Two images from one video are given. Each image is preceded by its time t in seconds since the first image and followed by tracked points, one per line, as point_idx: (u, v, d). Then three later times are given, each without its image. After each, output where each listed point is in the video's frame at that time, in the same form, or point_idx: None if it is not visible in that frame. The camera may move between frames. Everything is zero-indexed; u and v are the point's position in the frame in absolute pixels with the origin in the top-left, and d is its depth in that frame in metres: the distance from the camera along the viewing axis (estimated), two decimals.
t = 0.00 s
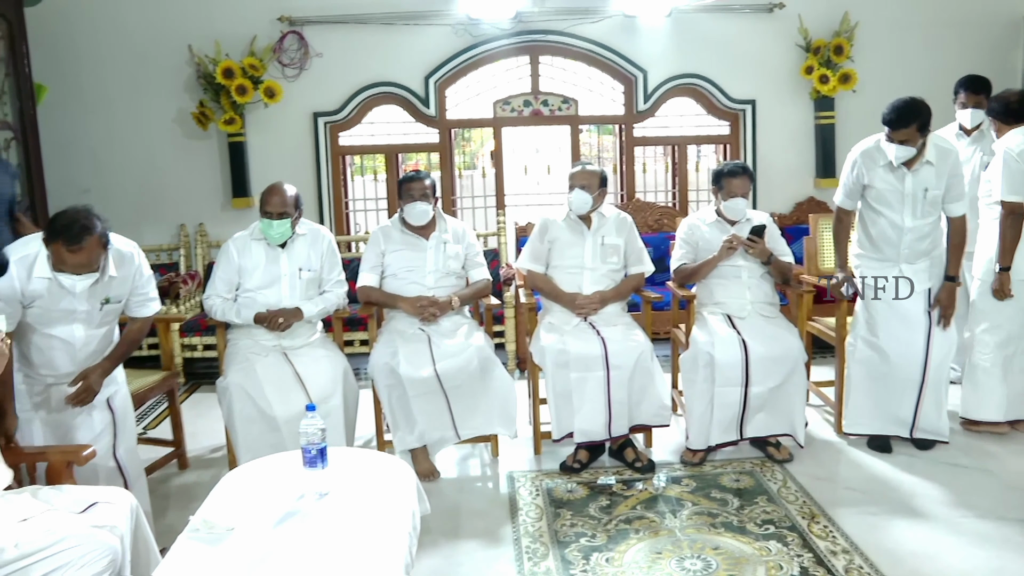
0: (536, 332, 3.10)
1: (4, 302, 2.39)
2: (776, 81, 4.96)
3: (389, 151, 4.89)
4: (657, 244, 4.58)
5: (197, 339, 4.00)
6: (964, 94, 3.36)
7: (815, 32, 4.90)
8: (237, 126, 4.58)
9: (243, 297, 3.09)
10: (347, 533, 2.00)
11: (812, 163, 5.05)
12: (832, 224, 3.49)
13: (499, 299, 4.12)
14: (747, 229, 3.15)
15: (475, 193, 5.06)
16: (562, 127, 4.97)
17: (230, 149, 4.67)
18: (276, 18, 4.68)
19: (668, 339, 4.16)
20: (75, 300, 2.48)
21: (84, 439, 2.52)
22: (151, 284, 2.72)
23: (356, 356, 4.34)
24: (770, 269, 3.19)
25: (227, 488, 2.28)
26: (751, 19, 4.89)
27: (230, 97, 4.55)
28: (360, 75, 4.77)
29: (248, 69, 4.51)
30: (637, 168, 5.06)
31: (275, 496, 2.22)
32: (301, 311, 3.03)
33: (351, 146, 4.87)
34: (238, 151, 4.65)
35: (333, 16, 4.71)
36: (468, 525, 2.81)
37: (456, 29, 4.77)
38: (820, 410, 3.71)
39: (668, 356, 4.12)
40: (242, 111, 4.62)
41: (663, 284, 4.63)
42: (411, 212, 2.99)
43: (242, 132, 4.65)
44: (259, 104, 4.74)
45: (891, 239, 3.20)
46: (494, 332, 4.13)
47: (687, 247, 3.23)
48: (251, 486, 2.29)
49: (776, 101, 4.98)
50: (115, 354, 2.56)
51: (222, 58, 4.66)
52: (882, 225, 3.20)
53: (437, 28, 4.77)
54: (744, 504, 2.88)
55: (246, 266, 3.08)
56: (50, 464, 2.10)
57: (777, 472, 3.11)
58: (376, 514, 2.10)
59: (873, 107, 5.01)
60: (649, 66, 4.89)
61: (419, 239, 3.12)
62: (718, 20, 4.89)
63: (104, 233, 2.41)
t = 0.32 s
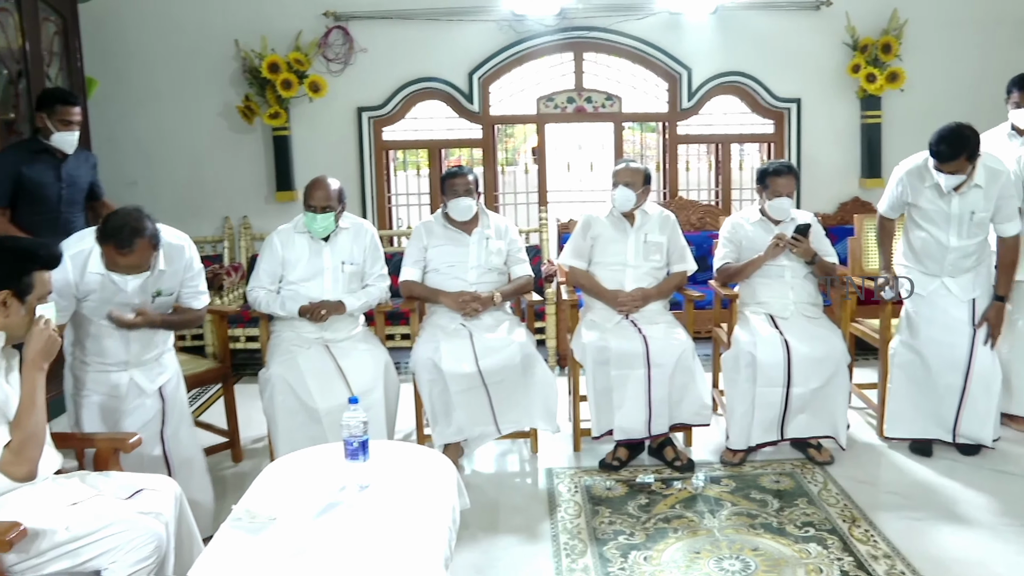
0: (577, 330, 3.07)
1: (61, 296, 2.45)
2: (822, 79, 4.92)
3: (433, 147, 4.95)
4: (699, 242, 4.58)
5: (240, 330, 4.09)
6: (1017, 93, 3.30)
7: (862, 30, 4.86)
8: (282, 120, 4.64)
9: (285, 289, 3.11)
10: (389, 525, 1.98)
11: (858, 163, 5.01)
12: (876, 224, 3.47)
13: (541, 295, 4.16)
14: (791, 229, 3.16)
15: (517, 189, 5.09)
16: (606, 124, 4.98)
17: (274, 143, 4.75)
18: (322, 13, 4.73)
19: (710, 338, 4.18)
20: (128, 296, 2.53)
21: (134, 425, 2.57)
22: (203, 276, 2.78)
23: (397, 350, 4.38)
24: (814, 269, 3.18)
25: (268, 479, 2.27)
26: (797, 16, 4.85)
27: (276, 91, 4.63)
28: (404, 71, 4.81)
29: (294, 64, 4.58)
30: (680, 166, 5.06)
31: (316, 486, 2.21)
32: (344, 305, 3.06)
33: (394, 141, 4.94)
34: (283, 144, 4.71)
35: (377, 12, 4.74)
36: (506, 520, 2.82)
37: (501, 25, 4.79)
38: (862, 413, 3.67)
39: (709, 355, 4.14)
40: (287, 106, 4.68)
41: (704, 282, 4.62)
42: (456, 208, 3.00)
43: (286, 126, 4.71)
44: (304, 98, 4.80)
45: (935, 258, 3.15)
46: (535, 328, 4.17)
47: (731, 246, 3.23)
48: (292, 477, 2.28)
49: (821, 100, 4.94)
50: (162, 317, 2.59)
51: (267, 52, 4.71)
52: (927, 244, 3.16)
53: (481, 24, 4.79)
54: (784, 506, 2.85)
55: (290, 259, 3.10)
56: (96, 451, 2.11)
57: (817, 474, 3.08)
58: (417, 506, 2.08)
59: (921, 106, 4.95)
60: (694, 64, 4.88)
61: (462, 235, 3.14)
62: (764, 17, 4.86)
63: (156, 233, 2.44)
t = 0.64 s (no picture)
0: (617, 325, 3.11)
1: (113, 288, 2.47)
2: (867, 77, 4.87)
3: (474, 141, 4.97)
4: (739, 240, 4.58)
5: (282, 322, 4.19)
6: None
7: (909, 27, 4.80)
8: (324, 113, 4.69)
9: (328, 282, 3.14)
10: (425, 520, 1.91)
11: (903, 162, 4.95)
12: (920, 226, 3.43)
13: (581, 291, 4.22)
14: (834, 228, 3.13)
15: (559, 184, 5.10)
16: (647, 121, 4.97)
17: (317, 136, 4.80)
18: (366, 8, 4.78)
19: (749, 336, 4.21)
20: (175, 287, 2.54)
21: (178, 414, 2.61)
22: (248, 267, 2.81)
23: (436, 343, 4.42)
24: (856, 269, 3.15)
25: (308, 470, 2.23)
26: (842, 13, 4.82)
27: (319, 85, 4.68)
28: (446, 66, 4.84)
29: (337, 58, 4.62)
30: (721, 163, 5.07)
31: (355, 478, 2.16)
32: (385, 298, 3.08)
33: (436, 135, 4.98)
34: (326, 137, 4.77)
35: (420, 7, 4.78)
36: (544, 515, 2.82)
37: (544, 20, 4.80)
38: (904, 415, 3.62)
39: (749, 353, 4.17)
40: (330, 100, 4.73)
41: (743, 280, 4.60)
42: (498, 202, 3.01)
43: (329, 120, 4.77)
44: (347, 92, 4.86)
45: (976, 271, 3.14)
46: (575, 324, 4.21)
47: (773, 245, 3.23)
48: (333, 469, 2.23)
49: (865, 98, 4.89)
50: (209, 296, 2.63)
51: (311, 46, 4.79)
52: (968, 258, 3.15)
53: (525, 19, 4.80)
54: (823, 507, 2.81)
55: (331, 252, 3.13)
56: (139, 439, 2.12)
57: (857, 476, 3.03)
58: (455, 501, 2.01)
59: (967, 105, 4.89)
60: (737, 61, 4.86)
61: (504, 230, 3.15)
62: (808, 14, 4.82)
63: (202, 227, 2.45)
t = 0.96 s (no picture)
0: (649, 322, 3.09)
1: (152, 284, 2.49)
2: (902, 71, 4.83)
3: (506, 138, 4.98)
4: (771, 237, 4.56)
5: (313, 317, 4.23)
6: None
7: (946, 21, 4.75)
8: (357, 110, 4.73)
9: (361, 278, 3.16)
10: (458, 515, 1.88)
11: (939, 158, 4.90)
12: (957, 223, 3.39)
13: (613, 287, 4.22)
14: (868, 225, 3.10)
15: (590, 180, 5.09)
16: (678, 117, 4.96)
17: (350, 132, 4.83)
18: (398, 4, 4.80)
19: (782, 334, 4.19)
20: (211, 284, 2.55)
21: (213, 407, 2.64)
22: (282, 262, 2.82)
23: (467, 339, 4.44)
24: (892, 267, 3.13)
25: (340, 463, 2.20)
26: (878, 8, 4.77)
27: (351, 81, 4.70)
28: (478, 62, 4.86)
29: (369, 55, 4.65)
30: (754, 159, 5.03)
31: (387, 472, 2.13)
32: (417, 294, 3.10)
33: (467, 131, 4.98)
34: (358, 134, 4.79)
35: (453, 3, 4.80)
36: (574, 511, 2.82)
37: (576, 16, 4.80)
38: (939, 414, 3.58)
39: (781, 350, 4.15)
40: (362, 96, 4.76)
41: (774, 277, 4.58)
42: (530, 198, 3.01)
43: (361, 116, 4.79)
44: (380, 89, 4.89)
45: (1007, 284, 3.09)
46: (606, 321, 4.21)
47: (806, 241, 3.21)
48: (364, 463, 2.20)
49: (900, 94, 4.85)
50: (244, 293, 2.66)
51: (343, 43, 4.81)
52: (999, 271, 3.12)
53: (557, 14, 4.81)
54: (855, 506, 2.78)
55: (364, 248, 3.15)
56: (174, 432, 2.13)
57: (890, 475, 3.00)
58: (487, 497, 1.98)
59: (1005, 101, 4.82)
60: (770, 56, 4.84)
61: (536, 227, 3.15)
62: (843, 9, 4.78)
63: (236, 224, 2.44)
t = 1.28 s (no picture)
0: (671, 318, 3.11)
1: (174, 284, 2.53)
2: (925, 65, 4.80)
3: (527, 134, 5.00)
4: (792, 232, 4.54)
5: (335, 315, 4.26)
6: None
7: (970, 14, 4.71)
8: (378, 108, 4.73)
9: (383, 275, 3.18)
10: (479, 511, 1.89)
11: (962, 152, 4.86)
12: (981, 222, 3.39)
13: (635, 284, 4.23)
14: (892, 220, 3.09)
15: (611, 176, 5.09)
16: (699, 113, 4.95)
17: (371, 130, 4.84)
18: (419, 2, 4.81)
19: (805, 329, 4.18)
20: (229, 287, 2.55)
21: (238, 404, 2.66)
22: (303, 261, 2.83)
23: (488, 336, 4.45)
24: (913, 262, 3.13)
25: (362, 459, 2.21)
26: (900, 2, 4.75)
27: (372, 79, 4.71)
28: (499, 59, 4.87)
29: (389, 52, 4.66)
30: (775, 155, 5.01)
31: (409, 468, 2.14)
32: (439, 291, 3.11)
33: (488, 128, 5.00)
34: (379, 131, 4.80)
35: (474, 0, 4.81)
36: (596, 507, 2.83)
37: (596, 13, 4.80)
38: (963, 410, 3.57)
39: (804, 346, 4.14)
40: (383, 94, 4.76)
41: (796, 272, 4.57)
42: (551, 193, 3.02)
43: (382, 114, 4.80)
44: (401, 87, 4.90)
45: None
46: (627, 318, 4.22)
47: (828, 237, 3.19)
48: (387, 459, 2.21)
49: (923, 88, 4.82)
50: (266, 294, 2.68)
51: (364, 41, 4.83)
52: None
53: (577, 11, 4.81)
54: (878, 502, 2.77)
55: (386, 245, 3.16)
56: (199, 429, 2.13)
57: (913, 471, 2.99)
58: (508, 493, 1.98)
59: None
60: (791, 51, 4.82)
61: (559, 223, 3.16)
62: (865, 3, 4.75)
63: (254, 227, 2.44)
